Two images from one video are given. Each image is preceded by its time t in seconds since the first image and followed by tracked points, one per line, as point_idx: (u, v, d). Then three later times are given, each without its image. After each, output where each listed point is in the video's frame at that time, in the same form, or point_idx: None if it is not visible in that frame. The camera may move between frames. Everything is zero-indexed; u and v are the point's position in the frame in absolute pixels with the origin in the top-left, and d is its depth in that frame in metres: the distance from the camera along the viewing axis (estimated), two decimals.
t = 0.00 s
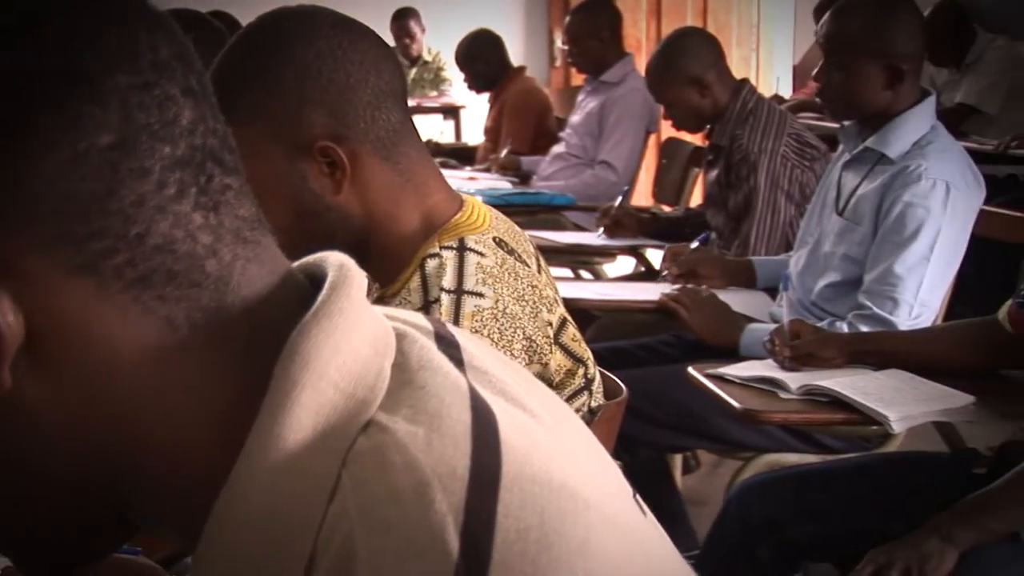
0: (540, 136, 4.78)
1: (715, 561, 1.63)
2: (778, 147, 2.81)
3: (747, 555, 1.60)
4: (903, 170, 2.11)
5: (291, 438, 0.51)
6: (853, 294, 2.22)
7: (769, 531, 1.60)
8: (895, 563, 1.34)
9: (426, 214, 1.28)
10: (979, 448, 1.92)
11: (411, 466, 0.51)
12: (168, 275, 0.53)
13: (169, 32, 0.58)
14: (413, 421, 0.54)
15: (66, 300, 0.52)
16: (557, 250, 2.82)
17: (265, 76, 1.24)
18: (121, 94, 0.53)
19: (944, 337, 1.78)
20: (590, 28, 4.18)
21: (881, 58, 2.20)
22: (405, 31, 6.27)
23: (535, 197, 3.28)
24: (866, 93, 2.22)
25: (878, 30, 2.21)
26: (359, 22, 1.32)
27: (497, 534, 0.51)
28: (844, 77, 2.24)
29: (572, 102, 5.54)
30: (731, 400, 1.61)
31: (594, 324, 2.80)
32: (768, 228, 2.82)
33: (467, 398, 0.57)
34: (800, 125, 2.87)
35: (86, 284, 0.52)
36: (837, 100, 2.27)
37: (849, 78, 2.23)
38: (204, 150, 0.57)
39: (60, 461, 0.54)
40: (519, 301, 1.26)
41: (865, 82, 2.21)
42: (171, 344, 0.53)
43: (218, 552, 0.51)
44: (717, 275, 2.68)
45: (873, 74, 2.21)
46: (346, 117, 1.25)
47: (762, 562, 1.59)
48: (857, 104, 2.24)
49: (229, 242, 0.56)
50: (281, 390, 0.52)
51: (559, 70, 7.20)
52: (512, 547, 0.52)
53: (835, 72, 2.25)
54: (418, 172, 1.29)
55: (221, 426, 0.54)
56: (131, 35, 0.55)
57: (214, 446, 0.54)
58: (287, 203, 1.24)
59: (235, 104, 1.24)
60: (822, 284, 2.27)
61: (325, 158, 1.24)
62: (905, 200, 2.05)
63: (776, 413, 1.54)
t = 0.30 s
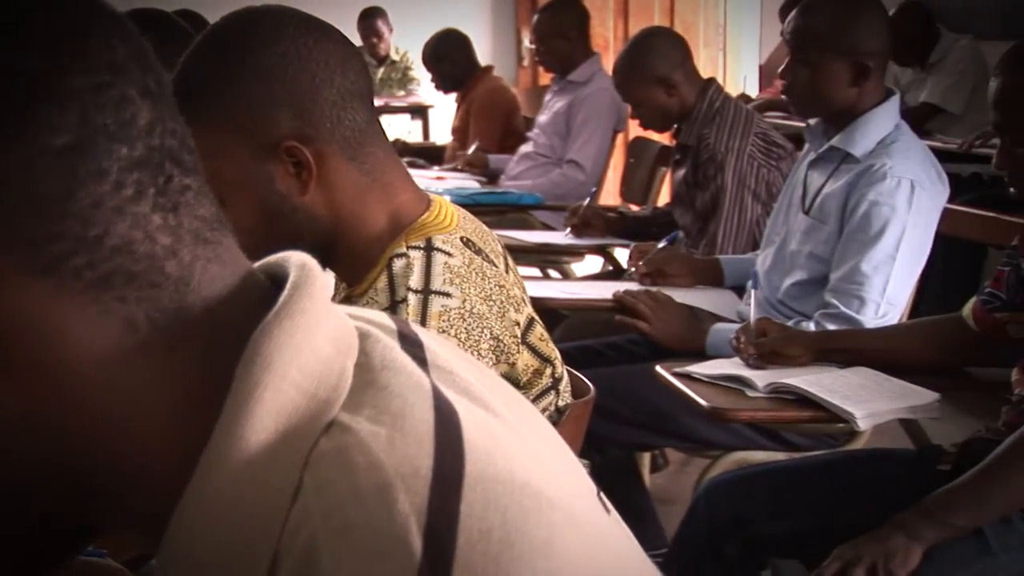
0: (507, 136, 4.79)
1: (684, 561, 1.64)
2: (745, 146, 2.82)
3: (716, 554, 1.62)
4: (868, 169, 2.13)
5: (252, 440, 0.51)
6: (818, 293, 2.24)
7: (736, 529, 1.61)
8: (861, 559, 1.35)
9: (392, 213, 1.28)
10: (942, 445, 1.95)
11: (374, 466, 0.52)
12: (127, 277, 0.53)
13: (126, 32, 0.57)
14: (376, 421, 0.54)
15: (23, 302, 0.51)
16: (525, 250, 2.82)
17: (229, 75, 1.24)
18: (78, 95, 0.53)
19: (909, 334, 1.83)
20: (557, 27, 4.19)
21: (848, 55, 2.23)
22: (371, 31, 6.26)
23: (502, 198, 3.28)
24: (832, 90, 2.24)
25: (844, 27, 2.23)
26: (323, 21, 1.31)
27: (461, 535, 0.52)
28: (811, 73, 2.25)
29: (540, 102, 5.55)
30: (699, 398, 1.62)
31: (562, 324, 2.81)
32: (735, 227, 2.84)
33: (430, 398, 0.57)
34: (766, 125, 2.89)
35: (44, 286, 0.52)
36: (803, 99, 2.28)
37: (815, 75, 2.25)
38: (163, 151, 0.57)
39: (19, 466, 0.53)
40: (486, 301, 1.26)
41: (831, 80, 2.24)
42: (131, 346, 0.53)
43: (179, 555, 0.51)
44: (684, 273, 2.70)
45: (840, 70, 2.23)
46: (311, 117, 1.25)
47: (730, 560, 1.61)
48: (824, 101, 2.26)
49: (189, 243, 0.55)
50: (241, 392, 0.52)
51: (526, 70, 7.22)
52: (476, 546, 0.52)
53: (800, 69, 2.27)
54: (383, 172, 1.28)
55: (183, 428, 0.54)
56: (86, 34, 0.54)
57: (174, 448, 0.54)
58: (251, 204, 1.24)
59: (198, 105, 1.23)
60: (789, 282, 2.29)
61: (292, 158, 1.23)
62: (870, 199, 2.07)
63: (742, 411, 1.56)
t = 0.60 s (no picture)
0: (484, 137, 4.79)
1: (659, 556, 1.67)
2: (721, 146, 2.83)
3: (691, 552, 1.64)
4: (844, 168, 2.15)
5: (228, 443, 0.51)
6: (794, 292, 2.26)
7: (711, 529, 1.63)
8: (837, 557, 1.36)
9: (369, 213, 1.28)
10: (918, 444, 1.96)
11: (350, 468, 0.52)
12: (101, 278, 0.53)
13: (98, 33, 0.57)
14: (353, 423, 0.54)
15: None
16: (502, 250, 2.83)
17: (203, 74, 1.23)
18: (50, 96, 0.53)
19: (883, 334, 1.85)
20: (534, 27, 4.19)
21: (823, 54, 2.24)
22: (348, 31, 6.25)
23: (479, 198, 3.28)
24: (808, 89, 2.26)
25: (818, 27, 2.25)
26: (299, 21, 1.31)
27: (438, 536, 0.52)
28: (786, 73, 2.27)
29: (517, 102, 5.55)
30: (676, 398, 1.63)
31: (539, 324, 2.82)
32: (711, 228, 2.85)
33: (407, 399, 0.57)
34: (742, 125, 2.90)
35: (17, 288, 0.51)
36: (779, 99, 2.30)
37: (790, 74, 2.27)
38: (136, 153, 0.56)
39: None
40: (462, 301, 1.26)
41: (805, 79, 2.25)
42: (106, 348, 0.53)
43: (155, 559, 0.51)
44: (662, 272, 2.71)
45: (814, 69, 2.25)
46: (287, 117, 1.24)
47: (705, 559, 1.63)
48: (799, 100, 2.27)
49: (164, 244, 0.55)
50: (217, 393, 0.51)
51: (503, 70, 7.22)
52: (453, 547, 0.52)
53: (776, 67, 2.29)
54: (360, 172, 1.28)
55: (159, 431, 0.54)
56: (58, 35, 0.54)
57: (150, 451, 0.54)
58: (225, 204, 1.23)
59: (173, 106, 1.22)
60: (765, 282, 2.30)
61: (267, 159, 1.23)
62: (846, 199, 2.09)
63: (718, 410, 1.57)
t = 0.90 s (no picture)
0: (460, 136, 4.79)
1: (635, 557, 1.67)
2: (697, 145, 2.84)
3: (667, 552, 1.65)
4: (819, 168, 2.16)
5: (200, 446, 0.50)
6: (769, 291, 2.27)
7: (688, 529, 1.63)
8: (813, 555, 1.36)
9: (345, 213, 1.28)
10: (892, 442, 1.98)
11: (324, 471, 0.51)
12: (73, 281, 0.52)
13: (69, 33, 0.55)
14: (327, 425, 0.53)
15: None
16: (479, 250, 2.82)
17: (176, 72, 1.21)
18: (17, 98, 0.51)
19: (858, 334, 1.86)
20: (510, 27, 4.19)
21: (795, 57, 2.26)
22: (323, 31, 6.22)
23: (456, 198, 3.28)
24: (782, 92, 2.27)
25: (789, 30, 2.26)
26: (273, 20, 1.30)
27: (413, 538, 0.52)
28: (759, 77, 2.29)
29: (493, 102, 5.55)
30: (652, 398, 1.63)
31: (515, 324, 2.82)
32: (688, 225, 2.83)
33: (381, 401, 0.56)
34: (718, 124, 2.91)
35: None
36: (754, 101, 2.32)
37: (764, 78, 2.29)
38: (107, 155, 0.55)
39: None
40: (438, 303, 1.27)
41: (780, 82, 2.27)
42: (79, 350, 0.52)
43: (129, 558, 0.51)
44: (637, 272, 2.72)
45: (788, 74, 2.27)
46: (263, 116, 1.24)
47: (681, 558, 1.64)
48: (774, 100, 2.29)
49: (135, 246, 0.55)
50: (189, 396, 0.51)
51: (479, 71, 7.23)
52: (428, 550, 0.52)
53: (751, 71, 2.31)
54: (337, 172, 1.29)
55: (130, 432, 0.54)
56: (25, 36, 0.53)
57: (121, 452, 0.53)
58: (197, 204, 1.22)
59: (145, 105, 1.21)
60: (741, 281, 2.32)
61: (241, 160, 1.22)
62: (821, 198, 2.10)
63: (695, 410, 1.57)
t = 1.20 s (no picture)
0: (436, 137, 4.79)
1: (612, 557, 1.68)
2: (672, 145, 2.85)
3: (644, 551, 1.66)
4: (793, 168, 2.18)
5: (178, 445, 0.51)
6: (743, 291, 2.29)
7: (665, 528, 1.66)
8: (788, 554, 1.36)
9: (320, 214, 1.29)
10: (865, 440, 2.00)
11: (301, 470, 0.52)
12: (52, 277, 0.53)
13: (58, 30, 0.56)
14: (305, 425, 0.54)
15: None
16: (455, 251, 2.83)
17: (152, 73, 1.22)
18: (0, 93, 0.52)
19: (832, 335, 1.88)
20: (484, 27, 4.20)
21: (762, 66, 2.28)
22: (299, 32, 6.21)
23: (432, 199, 3.28)
24: (755, 99, 2.30)
25: (758, 38, 2.28)
26: (248, 23, 1.30)
27: (389, 537, 0.52)
28: (729, 89, 2.31)
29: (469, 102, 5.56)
30: (627, 398, 1.64)
31: (492, 325, 2.83)
32: (662, 225, 2.85)
33: (358, 402, 0.57)
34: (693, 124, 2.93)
35: None
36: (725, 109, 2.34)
37: (733, 90, 2.31)
38: (91, 152, 0.56)
39: None
40: (411, 302, 1.30)
41: (751, 90, 2.29)
42: (58, 347, 0.53)
43: (109, 556, 0.51)
44: (613, 272, 2.73)
45: (758, 82, 2.29)
46: (233, 119, 1.23)
47: (657, 557, 1.66)
48: (747, 108, 2.31)
49: (116, 244, 0.55)
50: (168, 395, 0.51)
51: (455, 71, 7.23)
52: (404, 549, 0.53)
53: (720, 84, 2.33)
54: (311, 174, 1.29)
55: (108, 431, 0.54)
56: (11, 32, 0.53)
57: (100, 451, 0.54)
58: (172, 204, 1.21)
59: (118, 103, 1.21)
60: (716, 280, 2.33)
61: (214, 161, 1.22)
62: (795, 199, 2.12)
63: (671, 410, 1.58)
